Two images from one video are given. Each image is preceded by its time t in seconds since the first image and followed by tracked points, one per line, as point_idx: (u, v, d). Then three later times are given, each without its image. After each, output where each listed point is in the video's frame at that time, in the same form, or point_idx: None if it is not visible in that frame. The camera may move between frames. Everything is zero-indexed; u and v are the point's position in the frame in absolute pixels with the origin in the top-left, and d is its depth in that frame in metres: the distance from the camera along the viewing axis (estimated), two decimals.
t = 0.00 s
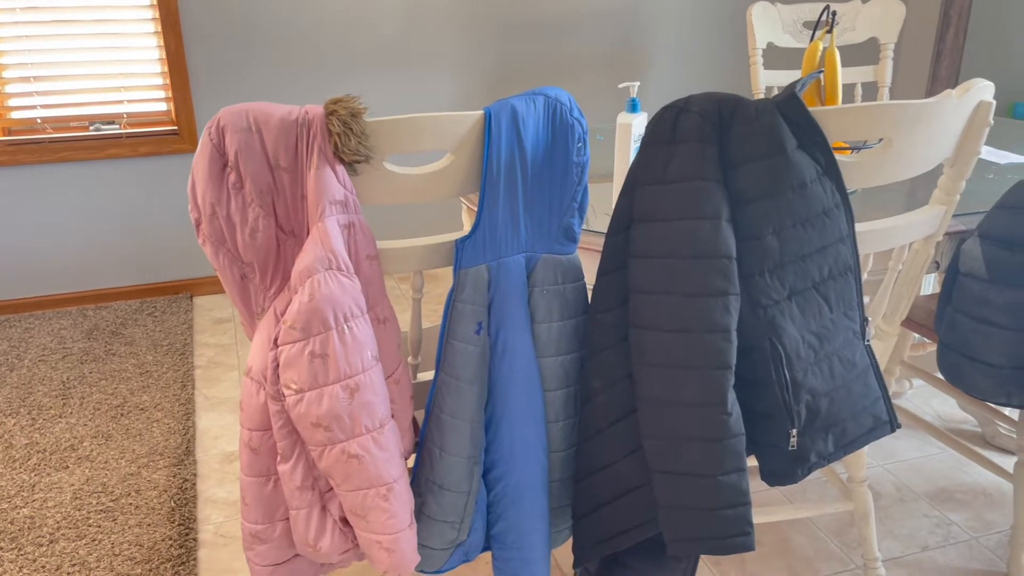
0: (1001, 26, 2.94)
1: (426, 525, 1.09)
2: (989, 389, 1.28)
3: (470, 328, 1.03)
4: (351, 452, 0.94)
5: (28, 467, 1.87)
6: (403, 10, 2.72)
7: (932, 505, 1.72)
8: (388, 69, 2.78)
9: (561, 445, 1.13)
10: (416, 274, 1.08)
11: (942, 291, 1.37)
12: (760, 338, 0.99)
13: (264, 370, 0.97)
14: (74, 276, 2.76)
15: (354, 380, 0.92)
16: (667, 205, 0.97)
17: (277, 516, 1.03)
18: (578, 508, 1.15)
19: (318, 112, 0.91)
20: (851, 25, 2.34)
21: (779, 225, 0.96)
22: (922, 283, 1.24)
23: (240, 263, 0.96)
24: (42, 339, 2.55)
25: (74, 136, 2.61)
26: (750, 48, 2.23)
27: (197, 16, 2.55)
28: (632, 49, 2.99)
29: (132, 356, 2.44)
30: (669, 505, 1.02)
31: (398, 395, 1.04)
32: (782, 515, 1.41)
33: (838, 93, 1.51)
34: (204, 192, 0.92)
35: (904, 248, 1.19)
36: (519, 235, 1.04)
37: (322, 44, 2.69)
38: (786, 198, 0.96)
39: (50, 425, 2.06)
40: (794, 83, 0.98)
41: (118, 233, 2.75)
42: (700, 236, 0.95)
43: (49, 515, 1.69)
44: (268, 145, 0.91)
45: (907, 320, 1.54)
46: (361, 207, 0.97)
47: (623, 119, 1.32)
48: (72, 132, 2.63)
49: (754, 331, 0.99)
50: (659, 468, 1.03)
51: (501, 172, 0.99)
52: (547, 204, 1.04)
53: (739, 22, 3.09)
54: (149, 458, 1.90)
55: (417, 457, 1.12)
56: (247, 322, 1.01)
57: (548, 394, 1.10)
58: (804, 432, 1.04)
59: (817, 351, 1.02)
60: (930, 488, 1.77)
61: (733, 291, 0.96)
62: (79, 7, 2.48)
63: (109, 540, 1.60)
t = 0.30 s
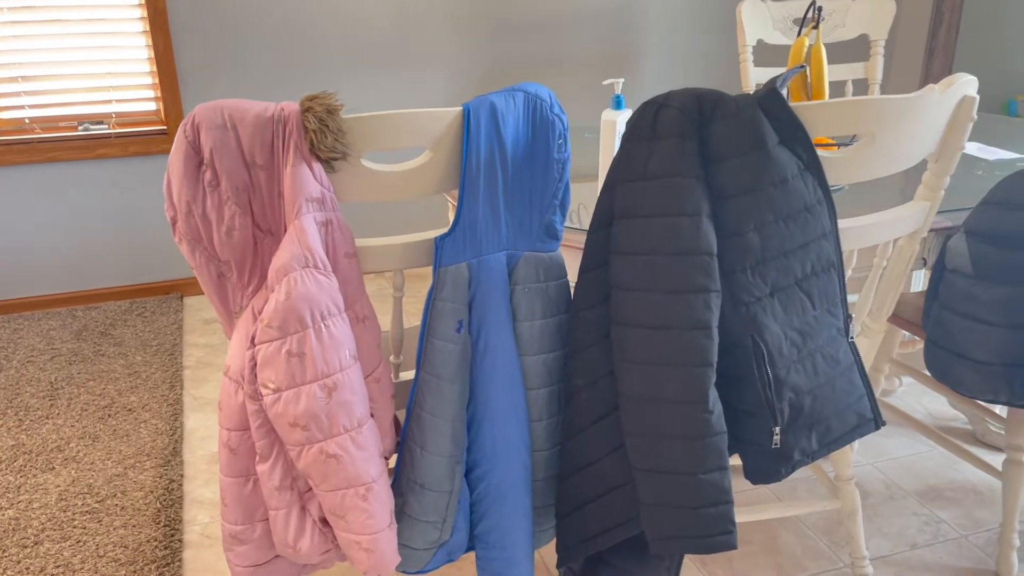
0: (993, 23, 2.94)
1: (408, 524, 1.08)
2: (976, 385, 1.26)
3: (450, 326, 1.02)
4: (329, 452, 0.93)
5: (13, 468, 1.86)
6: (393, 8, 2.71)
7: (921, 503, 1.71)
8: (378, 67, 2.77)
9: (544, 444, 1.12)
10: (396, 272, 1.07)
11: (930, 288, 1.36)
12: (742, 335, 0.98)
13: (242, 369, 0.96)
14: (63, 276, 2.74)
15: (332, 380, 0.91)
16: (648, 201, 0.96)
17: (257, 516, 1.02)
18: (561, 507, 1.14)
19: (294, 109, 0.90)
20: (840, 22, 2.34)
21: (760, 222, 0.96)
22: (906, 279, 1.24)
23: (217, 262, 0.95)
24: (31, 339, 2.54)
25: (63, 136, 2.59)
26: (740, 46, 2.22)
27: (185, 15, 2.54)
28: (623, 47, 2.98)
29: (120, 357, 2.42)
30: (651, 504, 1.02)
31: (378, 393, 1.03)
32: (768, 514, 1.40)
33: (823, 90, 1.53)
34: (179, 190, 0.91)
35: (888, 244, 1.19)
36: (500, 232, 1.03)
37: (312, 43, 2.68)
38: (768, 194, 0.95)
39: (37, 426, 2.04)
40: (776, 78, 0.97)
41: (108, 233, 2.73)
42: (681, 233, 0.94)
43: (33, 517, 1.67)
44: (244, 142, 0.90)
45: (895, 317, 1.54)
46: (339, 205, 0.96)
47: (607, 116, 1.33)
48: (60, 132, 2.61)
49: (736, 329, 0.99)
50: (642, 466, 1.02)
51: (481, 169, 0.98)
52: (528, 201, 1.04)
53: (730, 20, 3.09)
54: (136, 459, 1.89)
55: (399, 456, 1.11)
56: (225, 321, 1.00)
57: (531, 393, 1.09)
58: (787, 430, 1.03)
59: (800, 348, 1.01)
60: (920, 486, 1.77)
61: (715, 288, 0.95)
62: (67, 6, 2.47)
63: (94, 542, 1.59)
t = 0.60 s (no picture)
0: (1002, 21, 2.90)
1: (388, 523, 1.07)
2: (971, 388, 1.24)
3: (429, 323, 1.01)
4: (302, 449, 0.91)
5: (7, 461, 1.86)
6: (394, 4, 2.70)
7: (918, 507, 1.68)
8: (379, 63, 2.76)
9: (527, 443, 1.11)
10: (376, 269, 1.06)
11: (925, 289, 1.34)
12: (725, 335, 0.97)
13: (217, 365, 0.95)
14: (64, 271, 2.75)
15: (305, 376, 0.90)
16: (629, 197, 0.95)
17: (235, 513, 1.01)
18: (543, 507, 1.13)
19: (268, 102, 0.89)
20: (845, 19, 2.30)
21: (743, 219, 0.94)
22: (898, 280, 1.22)
23: (192, 256, 0.94)
24: (31, 333, 2.54)
25: (63, 130, 2.58)
26: (742, 42, 2.20)
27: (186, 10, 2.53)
28: (625, 44, 2.96)
29: (118, 351, 2.43)
30: (631, 505, 1.00)
31: (356, 390, 1.01)
32: (759, 516, 1.38)
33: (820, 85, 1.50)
34: (153, 184, 0.90)
35: (880, 242, 1.17)
36: (481, 228, 1.01)
37: (312, 38, 2.67)
38: (750, 191, 0.94)
39: (32, 420, 2.04)
40: (760, 73, 0.96)
41: (108, 228, 2.73)
42: (662, 230, 0.93)
43: (24, 511, 1.68)
44: (218, 135, 0.89)
45: (891, 318, 1.51)
46: (315, 200, 0.95)
47: (596, 112, 1.33)
48: (62, 126, 2.62)
49: (718, 328, 0.97)
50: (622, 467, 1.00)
51: (460, 164, 0.97)
52: (510, 196, 1.02)
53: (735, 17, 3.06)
54: (129, 454, 1.89)
55: (379, 454, 1.09)
56: (202, 317, 1.00)
57: (513, 391, 1.08)
58: (771, 432, 1.01)
59: (784, 349, 0.99)
60: (917, 490, 1.74)
61: (696, 287, 0.94)
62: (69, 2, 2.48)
63: (82, 536, 1.59)
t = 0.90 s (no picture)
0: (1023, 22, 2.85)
1: (383, 522, 1.06)
2: (978, 395, 1.22)
3: (425, 322, 1.00)
4: (295, 447, 0.91)
5: (11, 453, 1.87)
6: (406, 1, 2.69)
7: (925, 513, 1.63)
8: (389, 60, 2.75)
9: (524, 443, 1.10)
10: (373, 265, 1.06)
11: (932, 292, 1.31)
12: (724, 337, 0.95)
13: (211, 360, 0.94)
14: (74, 265, 2.76)
15: (298, 373, 0.90)
16: (628, 196, 0.93)
17: (228, 509, 1.00)
18: (540, 509, 1.11)
19: (263, 97, 0.88)
20: (859, 19, 2.27)
21: (744, 219, 0.93)
22: (904, 284, 1.21)
23: (188, 251, 0.94)
24: (40, 327, 2.56)
25: (74, 125, 2.59)
26: (754, 42, 2.17)
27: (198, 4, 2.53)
28: (634, 41, 2.93)
29: (126, 346, 2.44)
30: (627, 508, 0.99)
31: (351, 388, 1.01)
32: (761, 521, 1.36)
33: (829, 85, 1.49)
34: (148, 177, 0.89)
35: (886, 245, 1.15)
36: (478, 226, 1.00)
37: (322, 33, 2.66)
38: (751, 191, 0.92)
39: (38, 413, 2.05)
40: (762, 71, 0.94)
41: (117, 223, 2.74)
42: (660, 230, 0.91)
43: (27, 503, 1.69)
44: (212, 130, 0.89)
45: (900, 322, 1.48)
46: (311, 196, 0.95)
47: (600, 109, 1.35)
48: (73, 121, 2.65)
49: (717, 330, 0.96)
50: (619, 469, 0.99)
51: (457, 160, 0.96)
52: (508, 194, 1.01)
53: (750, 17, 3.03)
54: (132, 448, 1.89)
55: (375, 453, 1.08)
56: (198, 311, 1.00)
57: (510, 391, 1.07)
58: (771, 436, 1.00)
59: (784, 351, 0.97)
60: (925, 496, 1.69)
61: (694, 287, 0.92)
62: None
63: (83, 530, 1.60)
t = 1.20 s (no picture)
0: None
1: (380, 528, 1.06)
2: (976, 405, 1.22)
3: (423, 329, 1.00)
4: (291, 453, 0.91)
5: (17, 455, 1.88)
6: (413, 7, 2.70)
7: (927, 523, 1.62)
8: (396, 66, 2.76)
9: (522, 451, 1.10)
10: (371, 272, 1.06)
11: (932, 301, 1.31)
12: (719, 346, 0.96)
13: (209, 366, 0.95)
14: (82, 268, 2.78)
15: (295, 380, 0.90)
16: (624, 206, 0.94)
17: (226, 514, 1.01)
18: (536, 516, 1.12)
19: (262, 106, 0.89)
20: (865, 26, 2.26)
21: (739, 229, 0.93)
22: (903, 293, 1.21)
23: (187, 258, 0.95)
24: (48, 329, 2.58)
25: (83, 129, 2.61)
26: (759, 49, 2.16)
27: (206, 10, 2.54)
28: (640, 48, 2.93)
29: (132, 349, 2.45)
30: (623, 516, 0.99)
31: (348, 395, 1.01)
32: (760, 529, 1.36)
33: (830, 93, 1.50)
34: (148, 185, 0.91)
35: (884, 254, 1.15)
36: (476, 234, 1.01)
37: (329, 38, 2.67)
38: (747, 201, 0.92)
39: (45, 415, 2.06)
40: (757, 82, 0.95)
41: (125, 226, 2.76)
42: (656, 239, 0.92)
43: (31, 505, 1.70)
44: (211, 138, 0.90)
45: (902, 330, 1.48)
46: (309, 204, 0.96)
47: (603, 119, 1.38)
48: (82, 125, 2.68)
49: (713, 339, 0.96)
50: (614, 477, 0.99)
51: (454, 169, 0.97)
52: (506, 202, 1.01)
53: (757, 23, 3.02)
54: (136, 451, 1.90)
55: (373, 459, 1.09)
56: (198, 318, 1.01)
57: (508, 398, 1.07)
58: (767, 445, 1.00)
59: (780, 361, 0.98)
60: (927, 506, 1.67)
61: (690, 297, 0.92)
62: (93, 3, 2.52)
63: (87, 532, 1.61)
